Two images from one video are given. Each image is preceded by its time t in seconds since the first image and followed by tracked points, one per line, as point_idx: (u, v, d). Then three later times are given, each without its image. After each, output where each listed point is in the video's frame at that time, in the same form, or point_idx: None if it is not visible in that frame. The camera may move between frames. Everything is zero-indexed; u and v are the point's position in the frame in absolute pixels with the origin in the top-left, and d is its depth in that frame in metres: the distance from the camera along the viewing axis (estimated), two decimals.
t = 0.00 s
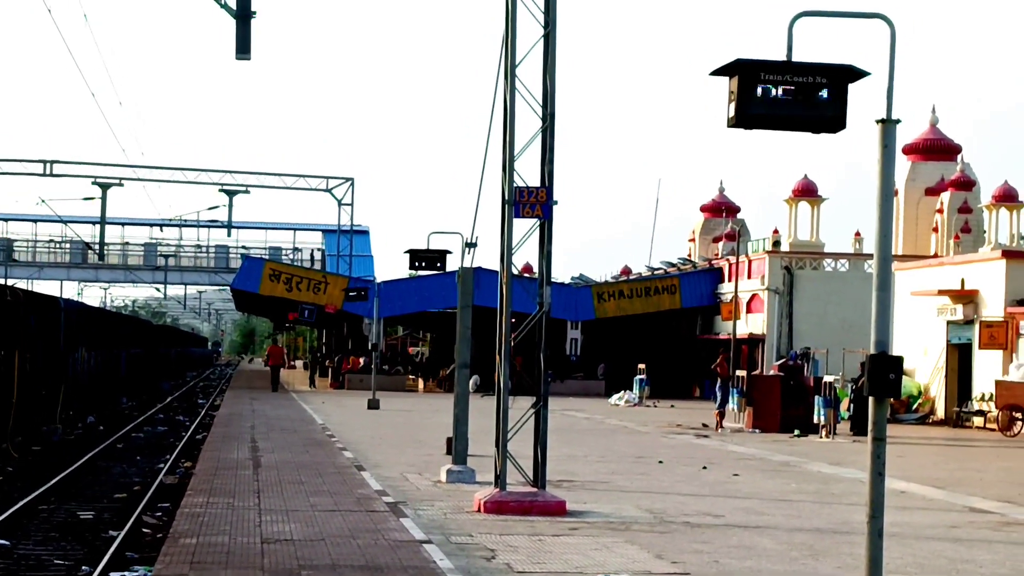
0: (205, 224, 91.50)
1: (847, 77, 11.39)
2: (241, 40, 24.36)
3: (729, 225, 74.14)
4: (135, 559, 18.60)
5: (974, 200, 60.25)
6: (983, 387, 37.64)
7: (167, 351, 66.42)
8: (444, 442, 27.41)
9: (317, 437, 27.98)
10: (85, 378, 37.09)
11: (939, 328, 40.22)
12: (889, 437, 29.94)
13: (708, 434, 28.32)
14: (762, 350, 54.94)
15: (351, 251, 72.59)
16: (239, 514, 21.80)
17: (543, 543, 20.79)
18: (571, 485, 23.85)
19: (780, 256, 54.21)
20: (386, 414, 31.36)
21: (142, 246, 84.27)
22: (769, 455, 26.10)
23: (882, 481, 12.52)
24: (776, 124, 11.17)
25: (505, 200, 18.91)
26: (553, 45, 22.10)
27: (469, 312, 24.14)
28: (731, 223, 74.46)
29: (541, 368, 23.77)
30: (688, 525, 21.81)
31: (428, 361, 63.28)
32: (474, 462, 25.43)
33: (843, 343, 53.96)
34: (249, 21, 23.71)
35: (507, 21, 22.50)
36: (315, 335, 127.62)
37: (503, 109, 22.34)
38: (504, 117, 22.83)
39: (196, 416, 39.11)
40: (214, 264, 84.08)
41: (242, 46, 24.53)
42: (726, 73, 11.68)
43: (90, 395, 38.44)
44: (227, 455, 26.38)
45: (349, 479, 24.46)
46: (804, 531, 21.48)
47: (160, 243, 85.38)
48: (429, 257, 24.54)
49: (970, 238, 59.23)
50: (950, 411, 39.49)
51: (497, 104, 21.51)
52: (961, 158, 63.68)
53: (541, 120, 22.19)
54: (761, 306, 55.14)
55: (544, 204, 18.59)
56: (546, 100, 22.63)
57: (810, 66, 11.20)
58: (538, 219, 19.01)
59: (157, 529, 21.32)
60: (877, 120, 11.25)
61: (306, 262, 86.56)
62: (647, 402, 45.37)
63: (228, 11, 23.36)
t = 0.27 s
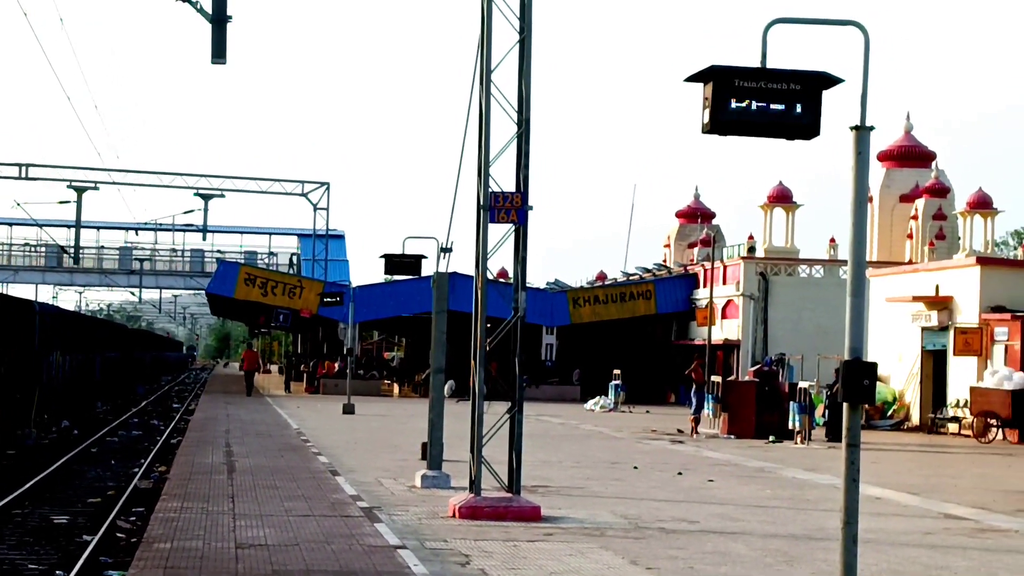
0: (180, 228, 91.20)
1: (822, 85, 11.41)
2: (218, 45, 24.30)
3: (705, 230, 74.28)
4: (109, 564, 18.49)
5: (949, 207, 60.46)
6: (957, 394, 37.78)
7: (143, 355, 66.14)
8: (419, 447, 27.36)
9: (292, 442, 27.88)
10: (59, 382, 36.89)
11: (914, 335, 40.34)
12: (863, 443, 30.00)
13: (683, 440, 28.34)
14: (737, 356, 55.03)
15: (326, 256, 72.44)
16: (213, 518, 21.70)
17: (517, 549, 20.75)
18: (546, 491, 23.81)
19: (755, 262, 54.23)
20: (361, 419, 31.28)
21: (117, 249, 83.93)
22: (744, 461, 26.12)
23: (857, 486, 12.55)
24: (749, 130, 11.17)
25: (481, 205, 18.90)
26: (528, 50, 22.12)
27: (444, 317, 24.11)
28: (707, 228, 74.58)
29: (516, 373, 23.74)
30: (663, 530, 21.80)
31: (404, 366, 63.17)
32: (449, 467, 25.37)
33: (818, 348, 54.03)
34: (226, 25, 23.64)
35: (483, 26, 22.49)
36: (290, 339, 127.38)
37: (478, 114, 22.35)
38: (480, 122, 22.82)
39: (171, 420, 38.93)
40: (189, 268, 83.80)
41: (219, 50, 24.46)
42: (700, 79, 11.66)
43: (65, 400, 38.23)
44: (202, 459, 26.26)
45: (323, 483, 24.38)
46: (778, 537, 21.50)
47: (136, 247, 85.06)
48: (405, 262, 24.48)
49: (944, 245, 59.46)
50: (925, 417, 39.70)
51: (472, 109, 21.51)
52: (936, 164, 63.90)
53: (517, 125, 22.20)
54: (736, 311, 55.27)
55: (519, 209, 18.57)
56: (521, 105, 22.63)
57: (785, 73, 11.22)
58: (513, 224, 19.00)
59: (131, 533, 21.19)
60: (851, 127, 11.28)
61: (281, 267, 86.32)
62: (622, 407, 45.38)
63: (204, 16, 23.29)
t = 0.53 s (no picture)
0: (144, 229, 90.70)
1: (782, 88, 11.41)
2: (181, 45, 24.13)
3: (669, 233, 74.47)
4: (69, 566, 18.33)
5: (911, 210, 60.83)
6: (919, 396, 38.00)
7: (105, 358, 65.72)
8: (382, 449, 27.28)
9: (255, 444, 27.75)
10: (19, 383, 36.53)
11: (876, 336, 40.53)
12: (824, 444, 30.07)
13: (646, 442, 28.36)
14: (701, 358, 55.21)
15: (291, 258, 72.19)
16: (175, 520, 21.57)
17: (481, 550, 20.71)
18: (509, 492, 23.78)
19: (718, 264, 54.41)
20: (325, 421, 31.16)
21: (80, 251, 83.39)
22: (707, 463, 26.16)
23: (816, 487, 12.63)
24: (714, 134, 11.09)
25: (444, 207, 18.84)
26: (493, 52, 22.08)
27: (408, 318, 24.05)
28: (670, 230, 74.70)
29: (479, 375, 23.71)
30: (626, 532, 21.80)
31: (369, 368, 63.01)
32: (412, 468, 25.30)
33: (781, 351, 54.19)
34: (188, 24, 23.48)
35: (446, 28, 22.45)
36: (254, 340, 126.90)
37: (442, 115, 22.30)
38: (443, 123, 22.78)
39: (133, 422, 38.67)
40: (152, 270, 83.32)
41: (181, 50, 24.30)
42: (661, 82, 11.54)
43: (25, 401, 37.93)
44: (163, 461, 26.10)
45: (286, 485, 24.27)
46: (741, 538, 21.54)
47: (99, 248, 84.52)
48: (369, 264, 24.41)
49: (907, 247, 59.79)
50: (888, 419, 39.89)
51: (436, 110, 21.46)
52: (898, 167, 64.28)
53: (481, 127, 22.16)
54: (700, 314, 55.48)
55: (484, 211, 18.53)
56: (485, 107, 22.60)
57: (747, 76, 11.17)
58: (477, 226, 18.95)
59: (92, 535, 21.04)
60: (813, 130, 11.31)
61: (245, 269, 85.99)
62: (586, 409, 45.41)
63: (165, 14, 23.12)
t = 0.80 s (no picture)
0: (99, 227, 90.15)
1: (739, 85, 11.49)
2: (136, 41, 23.99)
3: (626, 230, 74.71)
4: (25, 566, 18.21)
5: (866, 206, 61.29)
6: (875, 391, 38.31)
7: (61, 355, 65.31)
8: (341, 447, 27.23)
9: (212, 442, 27.65)
10: None
11: (832, 332, 40.83)
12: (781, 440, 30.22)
13: (605, 438, 28.44)
14: (659, 355, 55.40)
15: (248, 255, 71.92)
16: (132, 519, 21.47)
17: (439, 547, 20.72)
18: (468, 489, 23.79)
19: (676, 261, 54.75)
20: (282, 419, 31.07)
21: (35, 249, 82.77)
22: (664, 458, 26.28)
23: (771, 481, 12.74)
24: (669, 130, 11.21)
25: (402, 204, 18.83)
26: (450, 49, 22.10)
27: (365, 316, 24.03)
28: (628, 227, 74.89)
29: (438, 372, 23.72)
30: (584, 528, 21.87)
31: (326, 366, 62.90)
32: (371, 466, 25.27)
33: (738, 346, 54.48)
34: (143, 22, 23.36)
35: (404, 25, 22.44)
36: (211, 339, 126.31)
37: (399, 113, 22.30)
38: (401, 120, 22.77)
39: (88, 420, 38.44)
40: (108, 268, 82.77)
41: (137, 47, 24.15)
42: (618, 81, 11.69)
43: None
44: (120, 460, 25.97)
45: (244, 483, 24.20)
46: (699, 533, 21.64)
47: (54, 246, 83.94)
48: (327, 261, 24.37)
49: (862, 243, 60.23)
50: (844, 414, 40.17)
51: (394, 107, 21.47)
52: (853, 164, 64.75)
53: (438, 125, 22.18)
54: (658, 310, 55.71)
55: (441, 208, 18.54)
56: (443, 104, 22.61)
57: (703, 73, 11.28)
58: (435, 223, 18.94)
59: (48, 535, 20.91)
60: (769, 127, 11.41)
61: (201, 267, 85.62)
62: (544, 405, 45.52)
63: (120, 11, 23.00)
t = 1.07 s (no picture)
0: (54, 224, 89.42)
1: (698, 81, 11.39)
2: (91, 36, 23.76)
3: (584, 226, 74.84)
4: None
5: (823, 203, 61.64)
6: (831, 387, 38.53)
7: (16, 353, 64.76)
8: (298, 444, 27.15)
9: (169, 440, 27.50)
10: None
11: (789, 329, 41.05)
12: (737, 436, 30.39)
13: (563, 434, 28.48)
14: (615, 351, 55.31)
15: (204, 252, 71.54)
16: (87, 518, 21.32)
17: (397, 544, 20.69)
18: (426, 486, 23.77)
19: (634, 257, 54.80)
20: (240, 416, 30.93)
21: None
22: (622, 455, 26.34)
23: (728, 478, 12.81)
24: (625, 127, 11.14)
25: (360, 201, 18.77)
26: (408, 46, 22.06)
27: (323, 313, 23.95)
28: (586, 224, 75.01)
29: (395, 369, 23.68)
30: (542, 525, 21.89)
31: (283, 363, 62.71)
32: (328, 463, 25.20)
33: (695, 343, 54.70)
34: (98, 16, 23.18)
35: (361, 21, 22.37)
36: (168, 336, 125.58)
37: (357, 109, 22.24)
38: (358, 117, 22.70)
39: (43, 418, 38.14)
40: (63, 264, 82.13)
41: (91, 43, 23.97)
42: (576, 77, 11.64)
43: None
44: (75, 458, 25.78)
45: (201, 481, 24.08)
46: (656, 529, 21.71)
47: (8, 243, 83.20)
48: (284, 258, 24.28)
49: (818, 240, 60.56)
50: (800, 410, 40.37)
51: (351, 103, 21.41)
52: (809, 161, 65.11)
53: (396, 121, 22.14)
54: (615, 307, 55.81)
55: (399, 204, 18.49)
56: (401, 101, 22.57)
57: (661, 70, 11.19)
58: (392, 220, 18.90)
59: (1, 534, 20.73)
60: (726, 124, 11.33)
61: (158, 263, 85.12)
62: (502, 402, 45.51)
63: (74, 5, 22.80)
